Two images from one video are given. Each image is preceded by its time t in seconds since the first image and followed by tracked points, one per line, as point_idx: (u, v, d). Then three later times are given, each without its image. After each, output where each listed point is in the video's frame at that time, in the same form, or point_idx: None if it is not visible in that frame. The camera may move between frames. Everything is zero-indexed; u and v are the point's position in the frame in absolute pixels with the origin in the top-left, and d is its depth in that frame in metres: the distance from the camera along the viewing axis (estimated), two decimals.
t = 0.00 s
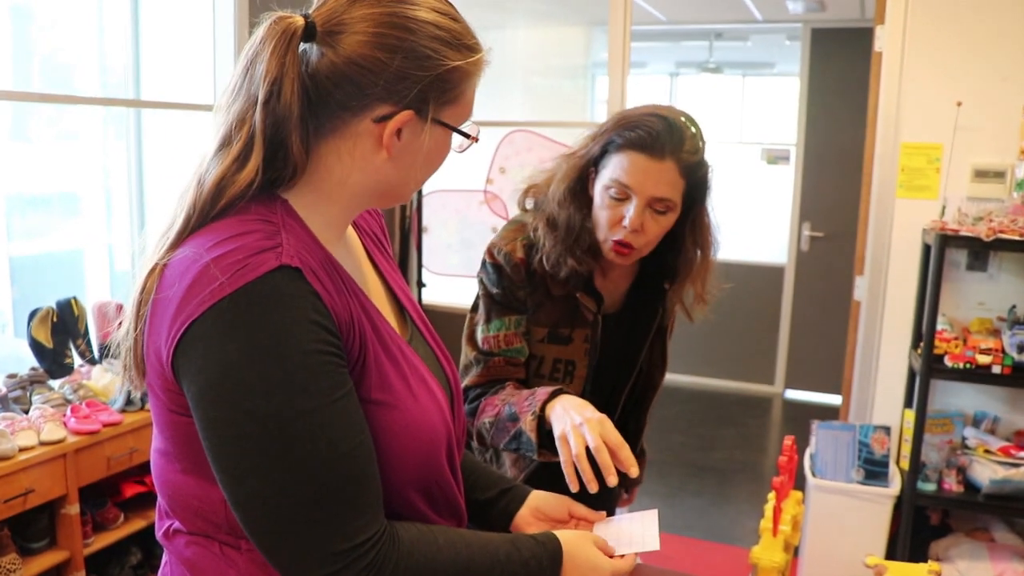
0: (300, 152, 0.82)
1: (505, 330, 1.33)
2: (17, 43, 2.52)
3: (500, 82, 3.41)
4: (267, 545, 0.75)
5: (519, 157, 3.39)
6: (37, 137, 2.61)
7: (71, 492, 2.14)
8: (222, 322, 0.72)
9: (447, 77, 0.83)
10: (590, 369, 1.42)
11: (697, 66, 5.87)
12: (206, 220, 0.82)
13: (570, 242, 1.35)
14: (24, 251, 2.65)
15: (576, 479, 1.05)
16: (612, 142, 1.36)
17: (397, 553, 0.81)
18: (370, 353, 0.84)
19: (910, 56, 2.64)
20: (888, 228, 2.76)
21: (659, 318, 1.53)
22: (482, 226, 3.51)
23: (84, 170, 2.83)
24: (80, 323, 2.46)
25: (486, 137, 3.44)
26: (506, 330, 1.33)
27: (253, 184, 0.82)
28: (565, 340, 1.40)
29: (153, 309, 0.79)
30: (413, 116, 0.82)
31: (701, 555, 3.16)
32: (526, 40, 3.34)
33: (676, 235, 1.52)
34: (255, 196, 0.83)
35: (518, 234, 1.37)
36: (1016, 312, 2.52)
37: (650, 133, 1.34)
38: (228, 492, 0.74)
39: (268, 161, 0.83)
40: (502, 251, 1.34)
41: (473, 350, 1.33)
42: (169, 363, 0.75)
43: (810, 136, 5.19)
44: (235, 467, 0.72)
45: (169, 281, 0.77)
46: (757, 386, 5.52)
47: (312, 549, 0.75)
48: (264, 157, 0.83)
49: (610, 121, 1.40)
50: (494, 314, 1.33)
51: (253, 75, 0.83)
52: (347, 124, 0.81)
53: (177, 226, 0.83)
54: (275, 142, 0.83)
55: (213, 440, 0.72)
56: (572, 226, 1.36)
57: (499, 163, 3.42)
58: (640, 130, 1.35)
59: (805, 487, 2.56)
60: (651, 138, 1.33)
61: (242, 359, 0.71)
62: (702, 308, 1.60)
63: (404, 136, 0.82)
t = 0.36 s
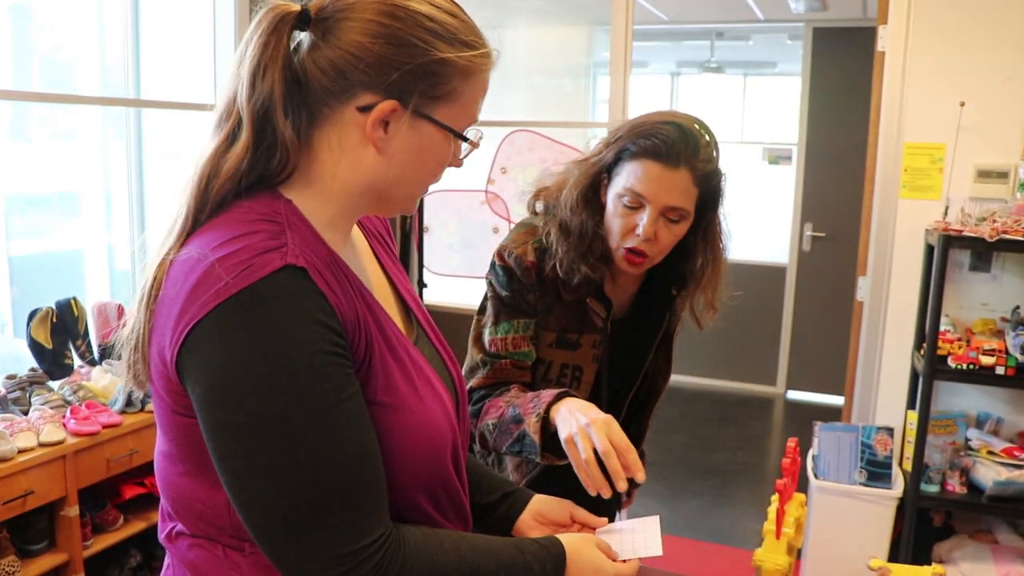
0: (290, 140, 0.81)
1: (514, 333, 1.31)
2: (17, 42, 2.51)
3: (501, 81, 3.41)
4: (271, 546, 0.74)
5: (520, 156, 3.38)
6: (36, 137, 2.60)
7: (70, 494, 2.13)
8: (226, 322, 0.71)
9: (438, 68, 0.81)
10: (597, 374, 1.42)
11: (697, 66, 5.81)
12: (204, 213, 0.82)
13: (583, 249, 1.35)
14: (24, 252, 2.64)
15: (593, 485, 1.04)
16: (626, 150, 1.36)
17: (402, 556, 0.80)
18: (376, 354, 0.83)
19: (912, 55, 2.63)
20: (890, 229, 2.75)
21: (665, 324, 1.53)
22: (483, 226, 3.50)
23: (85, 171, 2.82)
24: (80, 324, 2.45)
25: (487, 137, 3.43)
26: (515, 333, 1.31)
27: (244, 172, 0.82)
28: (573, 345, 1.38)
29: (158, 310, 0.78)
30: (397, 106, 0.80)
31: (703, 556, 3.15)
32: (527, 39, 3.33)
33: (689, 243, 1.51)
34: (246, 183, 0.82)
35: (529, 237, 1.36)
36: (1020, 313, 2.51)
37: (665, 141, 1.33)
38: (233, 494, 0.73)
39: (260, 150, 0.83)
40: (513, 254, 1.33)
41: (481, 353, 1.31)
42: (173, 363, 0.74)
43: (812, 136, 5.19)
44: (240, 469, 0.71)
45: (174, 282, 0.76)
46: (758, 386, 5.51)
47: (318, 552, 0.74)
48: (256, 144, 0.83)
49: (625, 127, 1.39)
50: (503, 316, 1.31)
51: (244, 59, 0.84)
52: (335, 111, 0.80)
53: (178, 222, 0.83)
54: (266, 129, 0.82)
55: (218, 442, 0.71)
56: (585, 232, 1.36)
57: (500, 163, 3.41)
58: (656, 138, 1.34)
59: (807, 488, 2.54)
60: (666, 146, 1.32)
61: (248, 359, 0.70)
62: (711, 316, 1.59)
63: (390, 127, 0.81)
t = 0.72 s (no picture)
0: (294, 138, 0.81)
1: (523, 338, 1.30)
2: (17, 42, 2.51)
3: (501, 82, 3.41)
4: (274, 546, 0.73)
5: (520, 157, 3.37)
6: (36, 137, 2.59)
7: (69, 495, 2.12)
8: (230, 321, 0.70)
9: (441, 70, 0.81)
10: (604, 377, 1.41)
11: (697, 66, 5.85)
12: (208, 211, 0.81)
13: (591, 252, 1.34)
14: (23, 252, 2.64)
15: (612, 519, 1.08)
16: (632, 154, 1.35)
17: (404, 557, 0.79)
18: (380, 353, 0.82)
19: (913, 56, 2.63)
20: (891, 229, 2.74)
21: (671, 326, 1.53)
22: (483, 227, 3.50)
23: (85, 170, 2.82)
24: (79, 325, 2.45)
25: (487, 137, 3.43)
26: (524, 338, 1.30)
27: (249, 170, 0.82)
28: (581, 349, 1.38)
29: (164, 308, 0.77)
30: (400, 107, 0.79)
31: (703, 557, 3.14)
32: (527, 40, 3.33)
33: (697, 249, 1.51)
34: (250, 180, 0.82)
35: (537, 240, 1.35)
36: (1021, 313, 2.51)
37: (672, 147, 1.32)
38: (236, 492, 0.73)
39: (265, 148, 0.82)
40: (522, 258, 1.32)
41: (490, 358, 1.30)
42: (177, 362, 0.73)
43: (812, 136, 5.19)
44: (243, 468, 0.71)
45: (178, 280, 0.76)
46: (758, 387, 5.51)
47: (321, 552, 0.74)
48: (260, 142, 0.82)
49: (633, 130, 1.39)
50: (512, 322, 1.30)
51: (250, 56, 0.83)
52: (338, 112, 0.80)
53: (184, 221, 0.82)
54: (270, 126, 0.82)
55: (221, 441, 0.71)
56: (592, 236, 1.35)
57: (500, 163, 3.41)
58: (662, 143, 1.33)
59: (808, 490, 2.54)
60: (672, 152, 1.32)
61: (251, 359, 0.69)
62: (716, 320, 1.59)
63: (393, 128, 0.80)
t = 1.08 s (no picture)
0: (294, 140, 0.81)
1: (525, 339, 1.29)
2: (16, 43, 2.52)
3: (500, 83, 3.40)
4: (270, 547, 0.73)
5: (519, 159, 3.37)
6: (36, 139, 2.58)
7: (67, 497, 2.12)
8: (227, 322, 0.70)
9: (440, 72, 0.81)
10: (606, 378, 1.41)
11: (696, 67, 5.85)
12: (207, 212, 0.81)
13: (589, 249, 1.34)
14: (22, 254, 2.64)
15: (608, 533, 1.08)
16: (624, 150, 1.37)
17: (402, 558, 0.79)
18: (377, 355, 0.82)
19: (911, 56, 2.63)
20: (890, 230, 2.75)
21: (672, 327, 1.52)
22: (482, 228, 3.50)
23: (84, 171, 2.82)
24: (78, 326, 2.46)
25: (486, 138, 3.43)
26: (526, 340, 1.30)
27: (249, 172, 0.82)
28: (583, 349, 1.38)
29: (162, 308, 0.77)
30: (399, 110, 0.79)
31: (702, 558, 3.14)
32: (526, 41, 3.33)
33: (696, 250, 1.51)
34: (249, 182, 0.82)
35: (538, 242, 1.34)
36: (1019, 314, 2.51)
37: (661, 140, 1.34)
38: (233, 492, 0.72)
39: (265, 150, 0.82)
40: (523, 259, 1.31)
41: (492, 360, 1.29)
42: (174, 362, 0.73)
43: (811, 137, 5.19)
44: (239, 469, 0.71)
45: (176, 282, 0.76)
46: (757, 388, 5.51)
47: (317, 552, 0.73)
48: (260, 144, 0.82)
49: (626, 129, 1.41)
50: (514, 323, 1.29)
51: (250, 59, 0.83)
52: (338, 115, 0.80)
53: (183, 224, 0.82)
54: (270, 129, 0.82)
55: (219, 442, 0.71)
56: (590, 234, 1.35)
57: (499, 164, 3.40)
58: (651, 136, 1.35)
59: (807, 490, 2.54)
60: (660, 145, 1.33)
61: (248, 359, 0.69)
62: (715, 322, 1.59)
63: (392, 130, 0.80)
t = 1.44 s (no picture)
0: (288, 142, 0.81)
1: (522, 339, 1.30)
2: (14, 45, 2.54)
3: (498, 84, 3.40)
4: (264, 548, 0.73)
5: (516, 159, 3.37)
6: (37, 140, 2.59)
7: (65, 499, 2.12)
8: (221, 323, 0.70)
9: (432, 72, 0.81)
10: (603, 378, 1.41)
11: (695, 68, 5.84)
12: (201, 214, 0.81)
13: (584, 246, 1.34)
14: (20, 255, 2.64)
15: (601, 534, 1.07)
16: (619, 148, 1.38)
17: (396, 559, 0.79)
18: (372, 357, 0.82)
19: (908, 57, 2.64)
20: (887, 231, 2.75)
21: (669, 329, 1.53)
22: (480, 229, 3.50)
23: (82, 171, 2.83)
24: (75, 327, 2.47)
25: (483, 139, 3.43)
26: (524, 340, 1.30)
27: (244, 174, 0.82)
28: (580, 350, 1.38)
29: (156, 309, 0.77)
30: (392, 111, 0.79)
31: (700, 558, 3.15)
32: (523, 42, 3.33)
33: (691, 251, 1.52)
34: (245, 185, 0.82)
35: (535, 242, 1.35)
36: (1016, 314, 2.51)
37: (654, 137, 1.34)
38: (227, 494, 0.72)
39: (259, 152, 0.82)
40: (520, 260, 1.32)
41: (490, 360, 1.29)
42: (169, 364, 0.73)
43: (809, 137, 5.19)
44: (234, 471, 0.71)
45: (171, 284, 0.76)
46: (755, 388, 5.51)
47: (311, 554, 0.73)
48: (256, 147, 0.82)
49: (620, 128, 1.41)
50: (511, 324, 1.30)
51: (243, 62, 0.83)
52: (332, 119, 0.80)
53: (178, 227, 0.82)
54: (264, 131, 0.82)
55: (212, 444, 0.71)
56: (585, 232, 1.36)
57: (497, 165, 3.41)
58: (644, 134, 1.36)
59: (805, 491, 2.55)
60: (653, 142, 1.34)
61: (242, 360, 0.69)
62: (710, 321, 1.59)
63: (386, 132, 0.80)
